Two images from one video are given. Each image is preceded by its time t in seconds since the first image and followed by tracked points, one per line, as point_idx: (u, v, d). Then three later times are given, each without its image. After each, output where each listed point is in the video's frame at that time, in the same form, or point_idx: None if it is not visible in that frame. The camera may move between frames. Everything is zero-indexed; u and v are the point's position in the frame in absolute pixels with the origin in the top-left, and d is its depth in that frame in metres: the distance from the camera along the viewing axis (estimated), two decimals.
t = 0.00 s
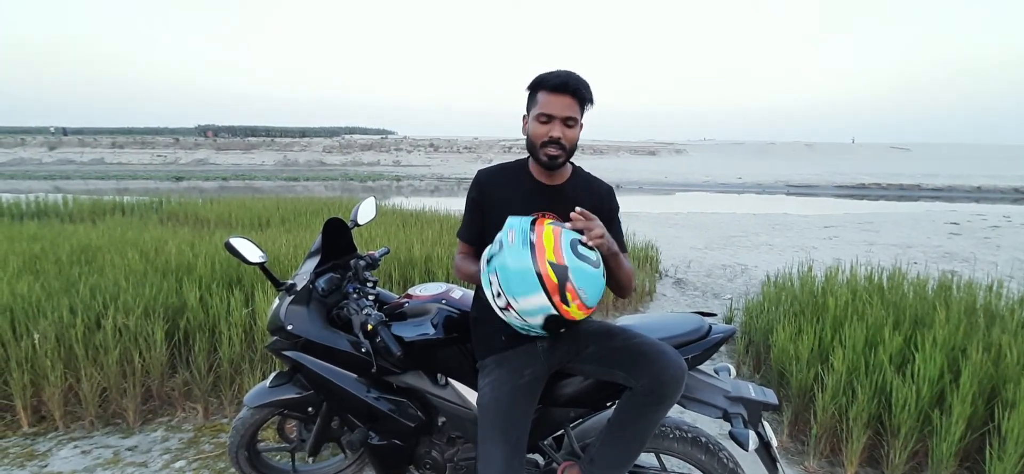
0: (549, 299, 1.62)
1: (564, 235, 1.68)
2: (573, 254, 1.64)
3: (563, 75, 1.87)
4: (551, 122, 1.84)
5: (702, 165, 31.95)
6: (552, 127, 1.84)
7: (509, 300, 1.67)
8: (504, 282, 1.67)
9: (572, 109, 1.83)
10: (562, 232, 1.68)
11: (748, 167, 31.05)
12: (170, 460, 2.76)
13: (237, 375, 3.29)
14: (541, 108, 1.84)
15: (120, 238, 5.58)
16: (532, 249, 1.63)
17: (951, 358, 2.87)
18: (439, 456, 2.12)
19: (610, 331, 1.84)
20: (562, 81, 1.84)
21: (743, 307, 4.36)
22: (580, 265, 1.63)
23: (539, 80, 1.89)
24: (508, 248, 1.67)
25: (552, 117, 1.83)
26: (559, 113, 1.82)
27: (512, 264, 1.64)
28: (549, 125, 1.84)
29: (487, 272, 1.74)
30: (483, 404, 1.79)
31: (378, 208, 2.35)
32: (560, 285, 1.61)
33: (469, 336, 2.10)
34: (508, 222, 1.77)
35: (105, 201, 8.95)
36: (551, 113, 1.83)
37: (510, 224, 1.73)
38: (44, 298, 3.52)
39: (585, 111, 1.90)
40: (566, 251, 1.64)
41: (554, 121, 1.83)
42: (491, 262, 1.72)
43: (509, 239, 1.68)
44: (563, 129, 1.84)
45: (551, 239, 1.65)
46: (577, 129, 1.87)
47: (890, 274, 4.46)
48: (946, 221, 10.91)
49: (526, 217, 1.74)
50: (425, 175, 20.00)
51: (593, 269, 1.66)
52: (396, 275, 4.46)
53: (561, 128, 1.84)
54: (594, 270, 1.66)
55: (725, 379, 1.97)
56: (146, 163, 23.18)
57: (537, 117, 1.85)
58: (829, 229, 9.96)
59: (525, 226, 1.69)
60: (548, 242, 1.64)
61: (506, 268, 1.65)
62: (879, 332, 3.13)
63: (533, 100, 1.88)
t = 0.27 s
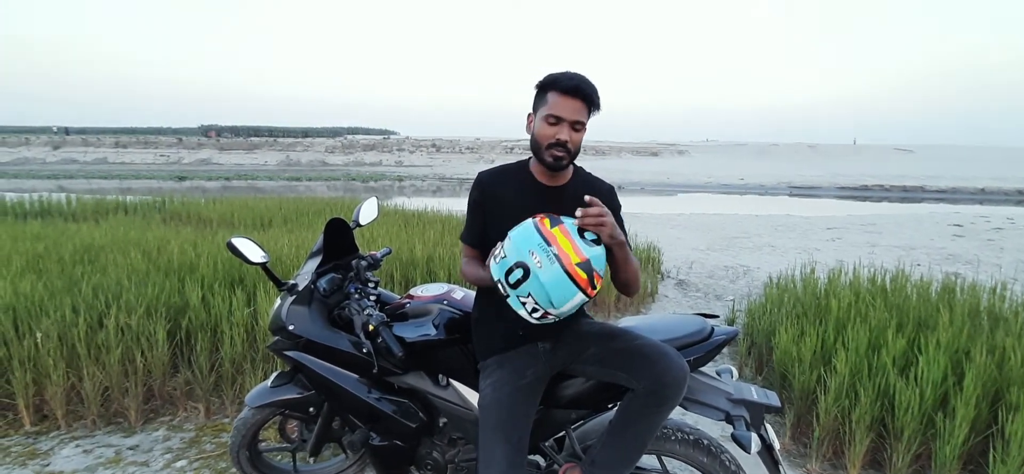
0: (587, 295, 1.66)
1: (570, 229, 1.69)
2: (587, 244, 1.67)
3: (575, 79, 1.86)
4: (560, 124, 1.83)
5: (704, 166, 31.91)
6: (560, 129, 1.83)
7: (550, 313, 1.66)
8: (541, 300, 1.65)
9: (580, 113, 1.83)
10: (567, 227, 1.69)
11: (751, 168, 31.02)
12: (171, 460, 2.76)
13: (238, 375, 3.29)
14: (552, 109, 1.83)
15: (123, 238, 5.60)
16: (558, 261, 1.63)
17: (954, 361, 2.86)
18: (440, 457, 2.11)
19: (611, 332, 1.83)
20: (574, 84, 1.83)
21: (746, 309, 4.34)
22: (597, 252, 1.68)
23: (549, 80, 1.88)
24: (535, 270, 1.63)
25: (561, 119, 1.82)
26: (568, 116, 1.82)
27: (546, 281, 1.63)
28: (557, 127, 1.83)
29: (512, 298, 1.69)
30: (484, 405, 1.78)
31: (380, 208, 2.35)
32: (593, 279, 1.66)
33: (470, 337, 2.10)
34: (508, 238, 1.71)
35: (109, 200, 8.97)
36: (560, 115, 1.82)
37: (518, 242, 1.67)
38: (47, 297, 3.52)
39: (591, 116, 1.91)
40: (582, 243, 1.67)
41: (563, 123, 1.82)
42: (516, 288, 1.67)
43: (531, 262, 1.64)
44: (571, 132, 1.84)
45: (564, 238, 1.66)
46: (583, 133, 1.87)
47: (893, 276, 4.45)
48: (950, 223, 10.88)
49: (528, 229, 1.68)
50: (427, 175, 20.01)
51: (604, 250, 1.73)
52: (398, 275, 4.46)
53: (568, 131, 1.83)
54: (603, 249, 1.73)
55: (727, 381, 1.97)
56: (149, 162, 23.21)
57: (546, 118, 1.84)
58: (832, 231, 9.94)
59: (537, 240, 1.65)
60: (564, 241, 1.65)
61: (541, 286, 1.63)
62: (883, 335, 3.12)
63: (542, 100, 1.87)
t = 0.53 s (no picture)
0: (567, 280, 1.62)
1: (560, 212, 1.68)
2: (577, 229, 1.65)
3: (578, 78, 1.87)
4: (563, 123, 1.83)
5: (707, 168, 31.88)
6: (564, 128, 1.83)
7: (527, 292, 1.64)
8: (517, 276, 1.64)
9: (584, 112, 1.84)
10: (556, 210, 1.68)
11: (754, 169, 30.96)
12: (173, 459, 2.76)
13: (241, 375, 3.29)
14: (555, 107, 1.83)
15: (126, 237, 5.61)
16: (538, 236, 1.62)
17: (959, 364, 2.85)
18: (441, 458, 2.10)
19: (613, 334, 1.82)
20: (577, 84, 1.84)
21: (749, 311, 4.33)
22: (587, 238, 1.65)
23: (552, 80, 1.88)
24: (512, 242, 1.64)
25: (565, 118, 1.82)
26: (572, 115, 1.82)
27: (524, 257, 1.62)
28: (560, 126, 1.83)
29: (493, 273, 1.70)
30: (485, 406, 1.78)
31: (382, 209, 2.35)
32: (575, 263, 1.62)
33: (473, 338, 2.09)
34: (499, 217, 1.74)
35: (112, 200, 8.99)
36: (564, 114, 1.82)
37: (506, 219, 1.70)
38: (50, 296, 3.53)
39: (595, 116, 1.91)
40: (568, 226, 1.64)
41: (567, 122, 1.82)
42: (495, 261, 1.68)
43: (509, 234, 1.66)
44: (574, 131, 1.84)
45: (550, 219, 1.65)
46: (587, 132, 1.87)
47: (898, 278, 4.43)
48: (954, 226, 10.84)
49: (518, 207, 1.71)
50: (430, 176, 20.02)
51: (595, 239, 1.68)
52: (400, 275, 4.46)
53: (572, 130, 1.83)
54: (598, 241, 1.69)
55: (731, 383, 1.96)
56: (153, 162, 23.26)
57: (549, 117, 1.84)
58: (836, 233, 9.91)
59: (522, 216, 1.67)
60: (549, 222, 1.64)
61: (517, 261, 1.63)
62: (887, 337, 3.11)
63: (545, 100, 1.88)
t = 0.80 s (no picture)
0: (551, 274, 1.62)
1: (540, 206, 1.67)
2: (557, 223, 1.63)
3: (581, 78, 1.86)
4: (566, 122, 1.83)
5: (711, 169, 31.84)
6: (566, 127, 1.83)
7: (512, 290, 1.65)
8: (500, 273, 1.65)
9: (587, 111, 1.83)
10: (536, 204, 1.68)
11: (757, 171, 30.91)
12: (176, 458, 2.76)
13: (243, 374, 3.29)
14: (557, 106, 1.83)
15: (130, 236, 5.62)
16: (516, 232, 1.62)
17: (963, 368, 2.84)
18: (443, 458, 2.10)
19: (616, 335, 1.82)
20: (580, 83, 1.84)
21: (752, 312, 4.32)
22: (569, 232, 1.63)
23: (556, 79, 1.88)
24: (492, 240, 1.66)
25: (567, 116, 1.82)
26: (574, 114, 1.82)
27: (504, 256, 1.63)
28: (563, 124, 1.83)
29: (479, 271, 1.72)
30: (488, 407, 1.78)
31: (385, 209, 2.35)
32: (557, 258, 1.61)
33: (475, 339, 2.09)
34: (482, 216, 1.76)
35: (117, 199, 9.01)
36: (566, 112, 1.82)
37: (488, 218, 1.71)
38: (55, 295, 3.54)
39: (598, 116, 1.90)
40: (548, 220, 1.64)
41: (569, 121, 1.82)
42: (479, 260, 1.71)
43: (489, 233, 1.67)
44: (577, 130, 1.83)
45: (529, 214, 1.65)
46: (590, 132, 1.86)
47: (902, 280, 4.41)
48: (959, 228, 10.79)
49: (501, 204, 1.72)
50: (433, 176, 20.03)
51: (578, 230, 1.66)
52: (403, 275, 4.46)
53: (574, 129, 1.83)
54: (583, 233, 1.67)
55: (734, 385, 1.95)
56: (157, 161, 23.33)
57: (552, 116, 1.84)
58: (839, 234, 9.88)
59: (502, 214, 1.68)
60: (528, 217, 1.64)
61: (498, 259, 1.64)
62: (891, 340, 3.10)
63: (548, 99, 1.87)
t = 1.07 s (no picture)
0: (539, 289, 1.63)
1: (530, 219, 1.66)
2: (546, 237, 1.62)
3: (582, 78, 1.86)
4: (566, 123, 1.82)
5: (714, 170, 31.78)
6: (567, 128, 1.82)
7: (502, 302, 1.68)
8: (489, 286, 1.68)
9: (587, 112, 1.83)
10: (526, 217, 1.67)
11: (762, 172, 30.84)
12: (179, 457, 2.77)
13: (247, 373, 3.30)
14: (558, 107, 1.83)
15: (134, 236, 5.64)
16: (503, 247, 1.64)
17: (969, 371, 2.82)
18: (446, 459, 2.10)
19: (619, 337, 1.82)
20: (580, 83, 1.83)
21: (755, 315, 4.31)
22: (557, 246, 1.62)
23: (557, 80, 1.88)
24: (482, 254, 1.68)
25: (567, 117, 1.82)
26: (575, 114, 1.81)
27: (492, 270, 1.66)
28: (563, 125, 1.83)
29: (473, 282, 1.76)
30: (491, 408, 1.77)
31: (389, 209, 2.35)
32: (543, 273, 1.61)
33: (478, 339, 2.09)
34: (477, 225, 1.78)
35: (122, 199, 9.04)
36: (566, 113, 1.82)
37: (481, 229, 1.73)
38: (60, 294, 3.55)
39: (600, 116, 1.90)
40: (536, 234, 1.62)
41: (569, 122, 1.82)
42: (472, 271, 1.74)
43: (479, 246, 1.70)
44: (577, 131, 1.83)
45: (517, 229, 1.64)
46: (591, 132, 1.86)
47: (907, 283, 4.40)
48: (964, 230, 10.75)
49: (493, 215, 1.73)
50: (437, 176, 20.04)
51: (569, 242, 1.64)
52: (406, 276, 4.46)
53: (575, 129, 1.82)
54: (574, 246, 1.65)
55: (738, 387, 1.95)
56: (162, 161, 23.40)
57: (552, 117, 1.84)
58: (844, 237, 9.84)
59: (492, 227, 1.69)
60: (517, 231, 1.64)
61: (486, 272, 1.67)
62: (896, 343, 3.08)
63: (549, 100, 1.87)
